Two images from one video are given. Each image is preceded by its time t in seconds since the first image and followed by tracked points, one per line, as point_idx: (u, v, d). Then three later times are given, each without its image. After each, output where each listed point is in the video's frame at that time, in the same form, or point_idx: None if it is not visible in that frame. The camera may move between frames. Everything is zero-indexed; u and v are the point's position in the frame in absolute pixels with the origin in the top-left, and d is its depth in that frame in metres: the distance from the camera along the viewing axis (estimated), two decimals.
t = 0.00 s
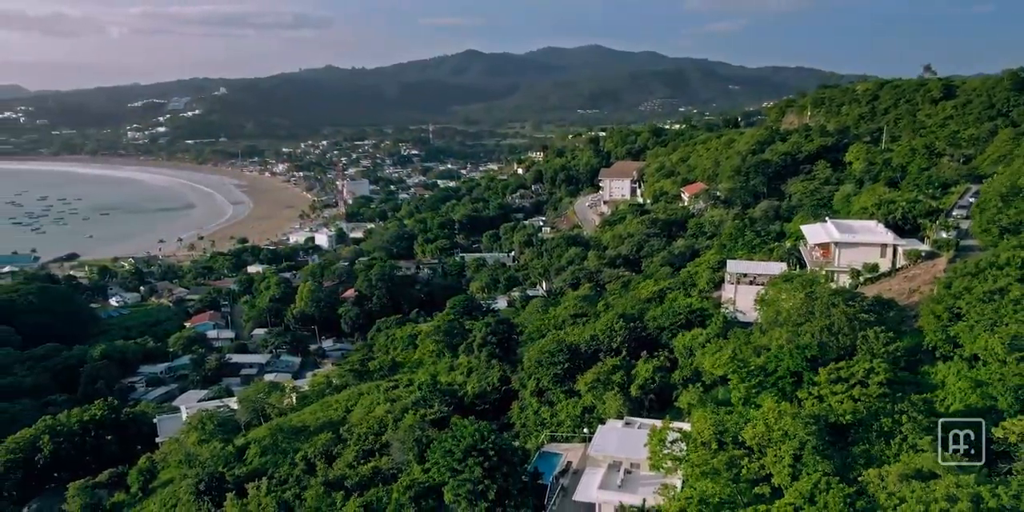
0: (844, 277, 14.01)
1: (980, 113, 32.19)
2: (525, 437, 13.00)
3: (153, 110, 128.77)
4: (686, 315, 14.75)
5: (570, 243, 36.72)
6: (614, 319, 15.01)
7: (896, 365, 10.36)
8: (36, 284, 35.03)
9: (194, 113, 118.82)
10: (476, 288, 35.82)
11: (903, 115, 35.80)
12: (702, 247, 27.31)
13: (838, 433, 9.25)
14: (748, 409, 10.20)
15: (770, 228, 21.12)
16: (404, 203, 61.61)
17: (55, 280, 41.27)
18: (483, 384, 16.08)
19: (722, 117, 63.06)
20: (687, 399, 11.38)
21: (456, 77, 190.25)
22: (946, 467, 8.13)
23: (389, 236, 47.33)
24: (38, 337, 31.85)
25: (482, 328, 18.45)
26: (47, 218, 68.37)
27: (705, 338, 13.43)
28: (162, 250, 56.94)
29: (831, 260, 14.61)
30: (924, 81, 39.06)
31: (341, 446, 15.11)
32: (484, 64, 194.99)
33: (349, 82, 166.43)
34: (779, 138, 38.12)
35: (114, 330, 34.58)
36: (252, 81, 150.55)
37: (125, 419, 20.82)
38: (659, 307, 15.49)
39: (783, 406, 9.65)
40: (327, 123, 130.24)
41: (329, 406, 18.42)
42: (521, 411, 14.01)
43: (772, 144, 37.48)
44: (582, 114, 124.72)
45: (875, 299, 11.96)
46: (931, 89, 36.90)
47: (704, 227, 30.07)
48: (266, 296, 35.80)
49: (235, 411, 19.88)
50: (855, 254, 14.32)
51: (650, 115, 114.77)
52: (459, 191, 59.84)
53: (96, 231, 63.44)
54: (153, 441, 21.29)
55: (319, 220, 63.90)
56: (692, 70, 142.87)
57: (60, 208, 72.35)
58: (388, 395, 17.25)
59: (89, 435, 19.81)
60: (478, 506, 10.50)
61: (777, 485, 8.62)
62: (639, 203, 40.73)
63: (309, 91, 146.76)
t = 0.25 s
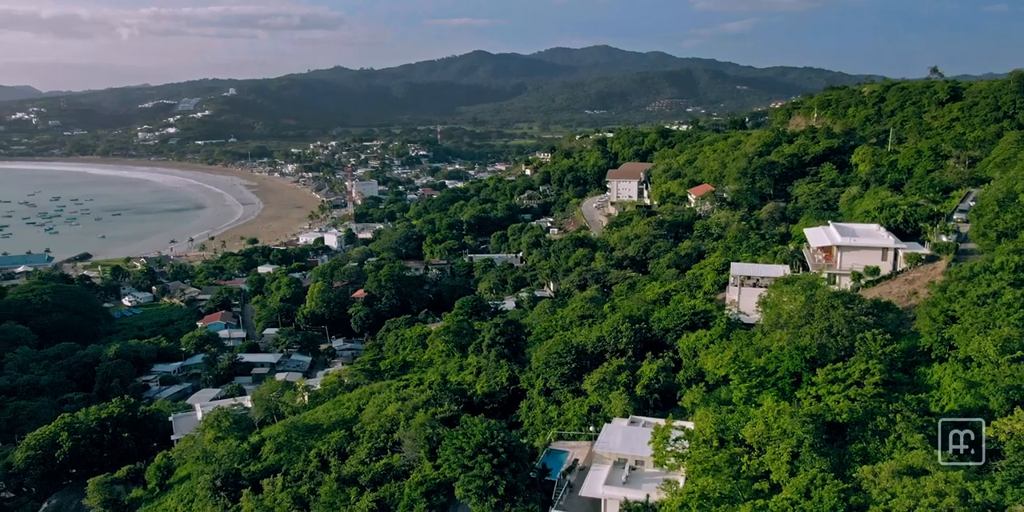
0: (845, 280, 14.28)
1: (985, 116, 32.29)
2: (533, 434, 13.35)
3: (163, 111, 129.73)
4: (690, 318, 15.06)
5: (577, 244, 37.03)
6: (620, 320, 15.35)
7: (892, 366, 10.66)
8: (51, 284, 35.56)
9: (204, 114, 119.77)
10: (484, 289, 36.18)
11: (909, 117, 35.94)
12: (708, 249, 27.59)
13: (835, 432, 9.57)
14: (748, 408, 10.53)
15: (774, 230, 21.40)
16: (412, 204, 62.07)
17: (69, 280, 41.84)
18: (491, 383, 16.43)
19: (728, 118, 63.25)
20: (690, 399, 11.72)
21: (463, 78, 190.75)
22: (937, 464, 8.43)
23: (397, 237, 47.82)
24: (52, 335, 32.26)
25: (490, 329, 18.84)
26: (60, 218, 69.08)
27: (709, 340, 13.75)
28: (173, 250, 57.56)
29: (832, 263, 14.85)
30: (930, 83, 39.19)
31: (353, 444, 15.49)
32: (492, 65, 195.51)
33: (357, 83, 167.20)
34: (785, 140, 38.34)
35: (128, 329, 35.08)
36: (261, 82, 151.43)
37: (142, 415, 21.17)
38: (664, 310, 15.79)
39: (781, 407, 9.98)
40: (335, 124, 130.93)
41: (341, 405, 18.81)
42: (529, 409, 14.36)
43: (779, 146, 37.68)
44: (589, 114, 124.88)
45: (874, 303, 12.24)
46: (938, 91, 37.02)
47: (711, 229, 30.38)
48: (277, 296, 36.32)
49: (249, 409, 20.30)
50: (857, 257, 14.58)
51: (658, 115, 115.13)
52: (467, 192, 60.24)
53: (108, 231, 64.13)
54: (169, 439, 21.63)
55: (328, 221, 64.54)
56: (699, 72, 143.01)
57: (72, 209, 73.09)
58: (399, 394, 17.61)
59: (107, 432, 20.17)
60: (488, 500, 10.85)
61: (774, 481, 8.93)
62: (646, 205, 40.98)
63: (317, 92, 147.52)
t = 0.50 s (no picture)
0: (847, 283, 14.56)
1: (991, 118, 32.36)
2: (541, 433, 13.69)
3: (172, 112, 130.61)
4: (695, 320, 15.36)
5: (584, 246, 37.32)
6: (626, 322, 15.67)
7: (889, 368, 10.96)
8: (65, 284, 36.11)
9: (213, 115, 120.62)
10: (492, 290, 36.52)
11: (915, 120, 36.09)
12: (713, 251, 27.87)
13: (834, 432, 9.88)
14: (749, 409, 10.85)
15: (778, 233, 21.66)
16: (419, 205, 62.50)
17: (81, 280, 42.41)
18: (500, 383, 16.78)
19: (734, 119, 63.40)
20: (693, 399, 12.05)
21: (470, 78, 191.17)
22: (929, 462, 8.73)
23: (405, 238, 48.23)
24: (64, 334, 32.60)
25: (499, 330, 19.19)
26: (71, 218, 69.77)
27: (712, 342, 14.06)
28: (183, 250, 58.15)
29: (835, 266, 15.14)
30: (936, 86, 39.31)
31: (364, 442, 15.86)
32: (499, 66, 195.93)
33: (365, 84, 167.81)
34: (791, 142, 38.51)
35: (140, 329, 35.59)
36: (270, 83, 152.30)
37: (156, 414, 21.65)
38: (669, 312, 16.10)
39: (780, 408, 10.30)
40: (343, 124, 131.53)
41: (352, 404, 19.20)
42: (536, 409, 14.70)
43: (785, 148, 37.87)
44: (597, 115, 125.03)
45: (873, 307, 12.53)
46: (944, 94, 37.15)
47: (716, 231, 30.64)
48: (287, 297, 36.77)
49: (262, 408, 20.70)
50: (859, 261, 14.86)
51: (665, 116, 115.24)
52: (475, 193, 60.61)
53: (119, 231, 64.84)
54: (181, 436, 22.14)
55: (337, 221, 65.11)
56: (707, 72, 142.96)
57: (83, 209, 73.94)
58: (409, 394, 17.97)
59: (122, 431, 20.65)
60: (497, 497, 11.20)
61: (773, 479, 9.27)
62: (652, 207, 41.22)
63: (325, 92, 148.15)
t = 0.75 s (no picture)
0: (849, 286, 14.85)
1: (997, 121, 32.46)
2: (548, 432, 14.02)
3: (181, 113, 131.36)
4: (698, 322, 15.64)
5: (590, 247, 37.60)
6: (630, 324, 15.97)
7: (887, 370, 11.24)
8: (77, 284, 36.62)
9: (222, 116, 121.41)
10: (499, 290, 36.86)
11: (921, 122, 36.25)
12: (718, 253, 28.13)
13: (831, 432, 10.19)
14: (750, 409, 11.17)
15: (782, 236, 21.92)
16: (426, 206, 62.90)
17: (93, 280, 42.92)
18: (507, 384, 17.11)
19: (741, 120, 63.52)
20: (696, 400, 12.38)
21: (477, 79, 191.52)
22: (922, 462, 9.02)
23: (413, 239, 48.64)
24: (76, 334, 33.03)
25: (506, 332, 19.53)
26: (81, 219, 70.38)
27: (715, 343, 14.35)
28: (193, 251, 58.71)
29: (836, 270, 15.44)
30: (942, 89, 39.43)
31: (374, 441, 16.22)
32: (506, 67, 196.30)
33: (373, 85, 168.47)
34: (797, 144, 38.69)
35: (151, 329, 36.07)
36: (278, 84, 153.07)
37: (169, 413, 22.03)
38: (673, 315, 16.38)
39: (780, 409, 10.62)
40: (350, 125, 132.05)
41: (362, 404, 19.57)
42: (543, 409, 15.03)
43: (790, 150, 38.06)
44: (604, 115, 125.19)
45: (872, 310, 12.79)
46: (949, 97, 37.29)
47: (722, 232, 30.90)
48: (296, 297, 37.22)
49: (273, 407, 21.09)
50: (860, 265, 15.15)
51: (672, 116, 115.30)
52: (482, 193, 60.97)
53: (129, 231, 65.50)
54: (194, 436, 22.50)
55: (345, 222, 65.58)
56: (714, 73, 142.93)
57: (94, 209, 74.70)
58: (419, 394, 18.32)
59: (136, 429, 21.01)
60: (505, 495, 11.56)
61: (771, 477, 9.59)
62: (658, 208, 41.48)
63: (332, 92, 148.70)
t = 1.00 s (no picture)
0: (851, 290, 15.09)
1: (1001, 123, 32.53)
2: (554, 433, 14.34)
3: (189, 114, 132.16)
4: (702, 325, 15.92)
5: (596, 248, 37.88)
6: (635, 327, 16.27)
7: (884, 374, 11.52)
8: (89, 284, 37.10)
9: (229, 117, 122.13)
10: (506, 292, 37.16)
11: (925, 125, 36.39)
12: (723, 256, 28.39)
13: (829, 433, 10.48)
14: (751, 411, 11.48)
15: (786, 239, 22.16)
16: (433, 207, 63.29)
17: (104, 281, 43.42)
18: (514, 385, 17.43)
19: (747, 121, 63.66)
20: (698, 402, 12.69)
21: (483, 79, 191.51)
22: (917, 462, 9.29)
23: (420, 241, 49.03)
24: (87, 334, 33.46)
25: (513, 334, 19.85)
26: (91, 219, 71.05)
27: (718, 346, 14.63)
28: (202, 251, 59.23)
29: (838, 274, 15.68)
30: (947, 91, 39.54)
31: (383, 441, 16.57)
32: (513, 67, 196.68)
33: (379, 85, 169.09)
34: (802, 146, 38.87)
35: (161, 329, 36.52)
36: (285, 85, 153.78)
37: (181, 413, 22.31)
38: (677, 318, 16.66)
39: (780, 411, 10.93)
40: (357, 125, 132.61)
41: (371, 404, 19.92)
42: (549, 410, 15.35)
43: (795, 152, 38.25)
44: (610, 116, 125.35)
45: (871, 315, 13.06)
46: (954, 99, 37.41)
47: (727, 234, 31.14)
48: (305, 298, 37.62)
49: (284, 407, 21.46)
50: (862, 269, 15.40)
51: (678, 117, 115.37)
52: (488, 194, 61.31)
53: (139, 232, 66.10)
54: (205, 435, 22.71)
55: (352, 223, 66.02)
56: (720, 73, 142.87)
57: (104, 210, 75.40)
58: (427, 394, 18.65)
59: (149, 428, 21.33)
60: (513, 493, 11.88)
61: (770, 476, 9.90)
62: (664, 210, 41.72)
63: (339, 93, 149.28)
